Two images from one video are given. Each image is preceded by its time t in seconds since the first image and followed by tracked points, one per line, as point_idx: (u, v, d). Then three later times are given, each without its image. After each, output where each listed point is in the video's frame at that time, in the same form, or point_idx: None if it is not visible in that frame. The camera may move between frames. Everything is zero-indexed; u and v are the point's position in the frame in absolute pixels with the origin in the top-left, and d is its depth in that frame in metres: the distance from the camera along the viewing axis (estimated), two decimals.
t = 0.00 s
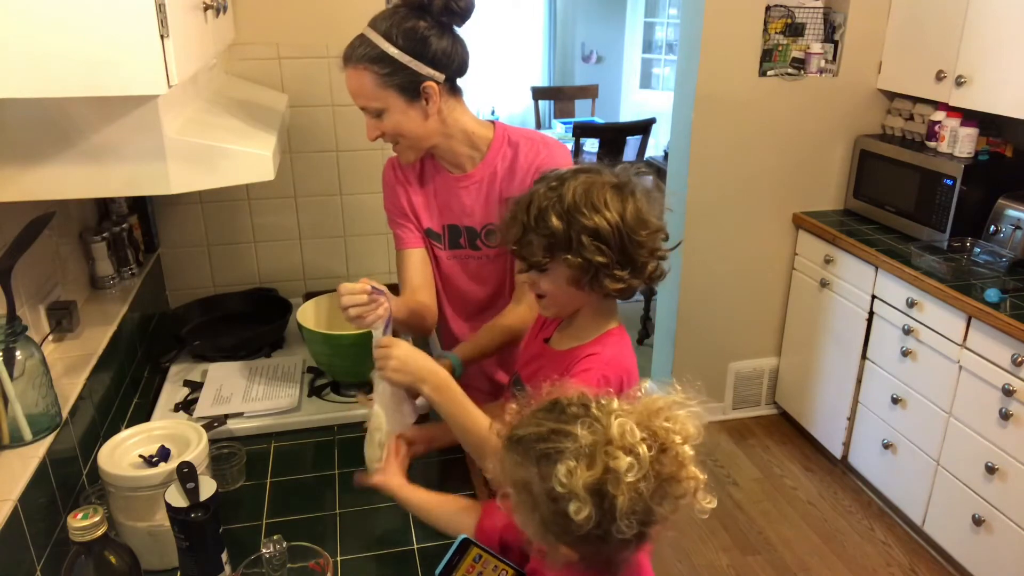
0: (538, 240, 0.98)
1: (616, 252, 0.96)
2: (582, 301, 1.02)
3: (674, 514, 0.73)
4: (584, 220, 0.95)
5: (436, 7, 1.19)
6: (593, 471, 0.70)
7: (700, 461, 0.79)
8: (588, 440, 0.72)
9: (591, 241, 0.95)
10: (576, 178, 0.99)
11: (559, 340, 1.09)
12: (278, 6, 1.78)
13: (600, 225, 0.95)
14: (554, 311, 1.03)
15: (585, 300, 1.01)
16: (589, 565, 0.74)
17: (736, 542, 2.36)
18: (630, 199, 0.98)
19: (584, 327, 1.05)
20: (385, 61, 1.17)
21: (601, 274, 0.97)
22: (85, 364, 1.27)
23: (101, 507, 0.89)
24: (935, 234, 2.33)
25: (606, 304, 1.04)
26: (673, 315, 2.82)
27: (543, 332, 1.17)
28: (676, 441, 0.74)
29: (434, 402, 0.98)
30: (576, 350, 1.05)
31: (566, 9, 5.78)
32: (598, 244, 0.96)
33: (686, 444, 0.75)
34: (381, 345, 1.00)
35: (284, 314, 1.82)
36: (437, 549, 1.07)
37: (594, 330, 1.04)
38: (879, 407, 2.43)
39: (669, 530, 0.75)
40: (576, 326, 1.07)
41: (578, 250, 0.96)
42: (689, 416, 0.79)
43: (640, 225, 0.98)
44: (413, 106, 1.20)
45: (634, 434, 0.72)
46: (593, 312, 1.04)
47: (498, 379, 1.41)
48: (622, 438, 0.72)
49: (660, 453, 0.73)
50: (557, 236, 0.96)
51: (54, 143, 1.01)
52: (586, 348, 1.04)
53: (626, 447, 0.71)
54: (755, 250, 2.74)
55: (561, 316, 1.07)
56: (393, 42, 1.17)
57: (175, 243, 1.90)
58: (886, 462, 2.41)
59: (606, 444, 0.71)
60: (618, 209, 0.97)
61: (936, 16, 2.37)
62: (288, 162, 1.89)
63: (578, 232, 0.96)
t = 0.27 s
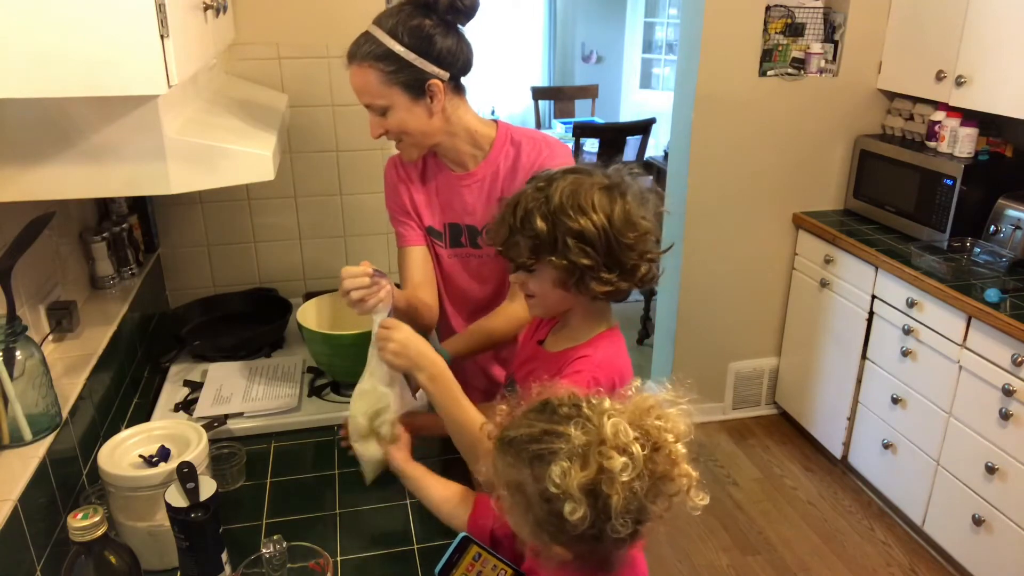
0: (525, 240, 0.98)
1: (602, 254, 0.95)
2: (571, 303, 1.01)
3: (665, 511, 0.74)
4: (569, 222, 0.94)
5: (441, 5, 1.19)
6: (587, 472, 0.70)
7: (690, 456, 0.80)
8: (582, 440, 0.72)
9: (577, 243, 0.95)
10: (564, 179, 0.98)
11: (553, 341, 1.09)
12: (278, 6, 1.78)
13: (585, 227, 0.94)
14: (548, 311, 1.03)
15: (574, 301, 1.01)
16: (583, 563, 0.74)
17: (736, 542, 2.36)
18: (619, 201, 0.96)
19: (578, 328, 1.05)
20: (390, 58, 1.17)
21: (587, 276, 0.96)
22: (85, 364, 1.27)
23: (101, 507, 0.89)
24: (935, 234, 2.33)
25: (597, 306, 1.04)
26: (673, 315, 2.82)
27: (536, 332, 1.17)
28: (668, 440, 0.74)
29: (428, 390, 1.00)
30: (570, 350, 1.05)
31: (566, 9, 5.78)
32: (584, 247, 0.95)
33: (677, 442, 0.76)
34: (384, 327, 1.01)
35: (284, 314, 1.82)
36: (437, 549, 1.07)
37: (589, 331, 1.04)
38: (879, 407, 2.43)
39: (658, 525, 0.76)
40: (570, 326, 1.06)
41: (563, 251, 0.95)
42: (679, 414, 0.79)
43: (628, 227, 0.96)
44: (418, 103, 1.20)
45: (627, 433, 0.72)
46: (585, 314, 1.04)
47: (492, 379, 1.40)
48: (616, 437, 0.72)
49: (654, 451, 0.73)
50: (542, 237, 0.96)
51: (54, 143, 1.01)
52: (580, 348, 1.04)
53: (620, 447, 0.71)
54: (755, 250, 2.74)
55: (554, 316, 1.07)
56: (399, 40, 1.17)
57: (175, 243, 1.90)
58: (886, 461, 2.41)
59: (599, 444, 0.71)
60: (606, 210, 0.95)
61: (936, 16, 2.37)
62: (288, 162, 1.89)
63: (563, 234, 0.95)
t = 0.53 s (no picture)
0: (525, 236, 0.97)
1: (600, 261, 0.95)
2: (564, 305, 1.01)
3: (659, 512, 0.73)
4: (572, 224, 0.94)
5: (443, 4, 1.19)
6: (579, 474, 0.70)
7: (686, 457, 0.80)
8: (574, 442, 0.72)
9: (576, 246, 0.94)
10: (574, 181, 0.98)
11: (553, 341, 1.09)
12: (278, 6, 1.78)
13: (587, 231, 0.94)
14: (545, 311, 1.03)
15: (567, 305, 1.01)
16: (581, 562, 0.74)
17: (736, 542, 2.36)
18: (625, 211, 0.96)
19: (577, 327, 1.05)
20: (391, 56, 1.17)
21: (581, 281, 0.96)
22: (85, 364, 1.27)
23: (101, 507, 0.89)
24: (935, 234, 2.33)
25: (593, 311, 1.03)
26: (673, 316, 2.82)
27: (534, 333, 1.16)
28: (660, 441, 0.74)
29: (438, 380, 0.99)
30: (569, 351, 1.05)
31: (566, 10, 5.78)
32: (582, 251, 0.94)
33: (670, 442, 0.76)
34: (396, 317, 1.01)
35: (284, 314, 1.82)
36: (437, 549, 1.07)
37: (588, 331, 1.04)
38: (879, 407, 2.43)
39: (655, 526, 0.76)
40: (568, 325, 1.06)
41: (561, 253, 0.95)
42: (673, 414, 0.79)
43: (630, 239, 0.96)
44: (418, 102, 1.20)
45: (619, 434, 0.72)
46: (581, 316, 1.04)
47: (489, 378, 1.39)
48: (608, 439, 0.72)
49: (646, 453, 0.73)
50: (543, 236, 0.95)
51: (54, 143, 1.01)
52: (579, 349, 1.04)
53: (612, 449, 0.71)
54: (755, 250, 2.74)
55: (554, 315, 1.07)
56: (400, 38, 1.17)
57: (175, 243, 1.90)
58: (886, 461, 2.41)
59: (591, 446, 0.71)
60: (610, 218, 0.95)
61: (936, 16, 2.37)
62: (288, 162, 1.89)
63: (563, 236, 0.94)
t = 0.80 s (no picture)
0: (531, 234, 0.97)
1: (605, 262, 0.95)
2: (567, 305, 1.01)
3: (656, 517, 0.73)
4: (578, 224, 0.94)
5: (444, 3, 1.19)
6: (572, 482, 0.71)
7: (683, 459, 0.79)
8: (566, 449, 0.72)
9: (582, 246, 0.94)
10: (580, 180, 0.98)
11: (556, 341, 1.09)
12: (278, 6, 1.78)
13: (593, 231, 0.94)
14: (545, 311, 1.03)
15: (570, 305, 1.01)
16: (583, 568, 0.74)
17: (736, 542, 2.36)
18: (631, 212, 0.96)
19: (579, 328, 1.05)
20: (392, 55, 1.17)
21: (585, 281, 0.96)
22: (85, 364, 1.27)
23: (101, 508, 0.89)
24: (935, 234, 2.33)
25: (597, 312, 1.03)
26: (673, 316, 2.82)
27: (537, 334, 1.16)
28: (652, 444, 0.74)
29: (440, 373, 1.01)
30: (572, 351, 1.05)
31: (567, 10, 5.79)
32: (588, 252, 0.94)
33: (664, 445, 0.76)
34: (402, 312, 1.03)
35: (284, 313, 1.82)
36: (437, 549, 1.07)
37: (591, 331, 1.04)
38: (879, 407, 2.43)
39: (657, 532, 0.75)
40: (570, 326, 1.06)
41: (567, 253, 0.95)
42: (665, 416, 0.79)
43: (635, 239, 0.96)
44: (418, 102, 1.20)
45: (610, 440, 0.72)
46: (584, 317, 1.04)
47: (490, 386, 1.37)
48: (599, 445, 0.72)
49: (638, 457, 0.73)
50: (550, 235, 0.95)
51: (54, 143, 1.01)
52: (583, 349, 1.04)
53: (603, 455, 0.71)
54: (755, 250, 2.74)
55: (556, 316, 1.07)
56: (401, 36, 1.17)
57: (175, 243, 1.90)
58: (886, 462, 2.41)
59: (582, 453, 0.71)
60: (618, 219, 0.95)
61: (936, 16, 2.37)
62: (288, 162, 1.89)
63: (569, 236, 0.94)
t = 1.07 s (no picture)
0: (528, 228, 0.97)
1: (596, 263, 0.92)
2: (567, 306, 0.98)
3: (656, 517, 0.75)
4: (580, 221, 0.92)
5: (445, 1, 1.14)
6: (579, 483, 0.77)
7: (697, 461, 0.76)
8: (573, 452, 0.77)
9: (571, 245, 0.92)
10: (587, 180, 0.97)
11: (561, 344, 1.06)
12: (278, 6, 1.78)
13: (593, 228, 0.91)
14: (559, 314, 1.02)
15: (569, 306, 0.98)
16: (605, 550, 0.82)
17: (736, 542, 2.36)
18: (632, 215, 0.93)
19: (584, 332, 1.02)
20: (394, 55, 1.19)
21: (578, 282, 0.93)
22: (85, 364, 1.27)
23: (101, 508, 0.89)
24: (935, 234, 2.33)
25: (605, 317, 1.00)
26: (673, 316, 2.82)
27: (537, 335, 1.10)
28: (652, 450, 0.73)
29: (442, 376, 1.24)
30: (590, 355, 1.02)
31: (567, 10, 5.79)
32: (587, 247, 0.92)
33: (668, 450, 0.74)
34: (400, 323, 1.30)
35: (283, 314, 1.82)
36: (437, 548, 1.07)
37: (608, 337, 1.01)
38: (879, 407, 2.43)
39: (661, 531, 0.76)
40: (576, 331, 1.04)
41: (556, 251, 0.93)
42: (674, 417, 0.76)
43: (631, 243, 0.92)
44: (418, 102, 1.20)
45: (613, 443, 0.73)
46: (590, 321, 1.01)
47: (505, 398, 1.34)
48: (601, 450, 0.74)
49: (638, 463, 0.73)
50: (545, 231, 0.95)
51: (54, 143, 1.01)
52: (601, 356, 1.00)
53: (604, 460, 0.74)
54: (755, 250, 2.74)
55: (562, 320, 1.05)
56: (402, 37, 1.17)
57: (175, 243, 1.90)
58: (886, 462, 2.41)
59: (585, 458, 0.75)
60: (620, 218, 0.93)
61: (936, 16, 2.37)
62: (288, 162, 1.89)
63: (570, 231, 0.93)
